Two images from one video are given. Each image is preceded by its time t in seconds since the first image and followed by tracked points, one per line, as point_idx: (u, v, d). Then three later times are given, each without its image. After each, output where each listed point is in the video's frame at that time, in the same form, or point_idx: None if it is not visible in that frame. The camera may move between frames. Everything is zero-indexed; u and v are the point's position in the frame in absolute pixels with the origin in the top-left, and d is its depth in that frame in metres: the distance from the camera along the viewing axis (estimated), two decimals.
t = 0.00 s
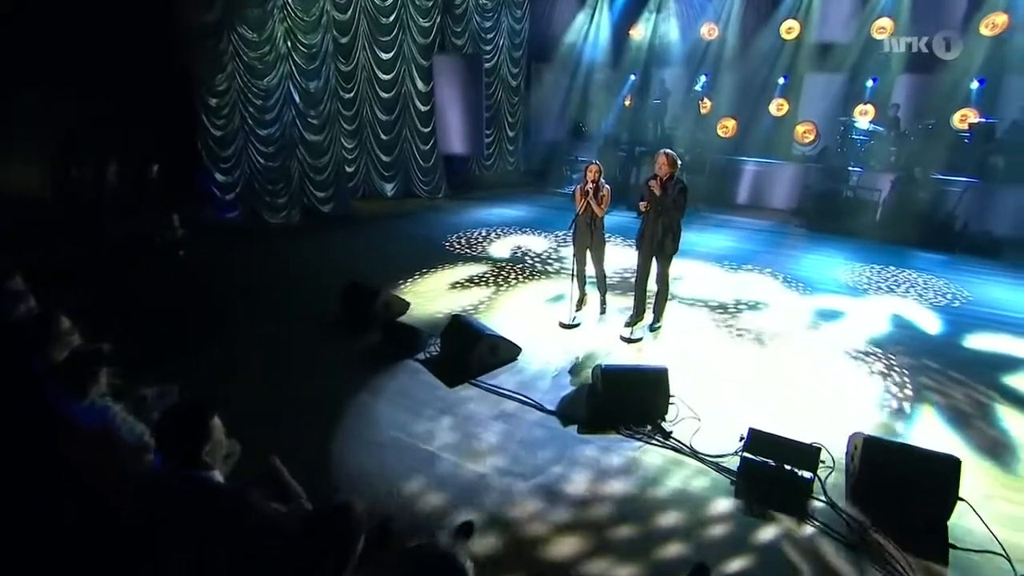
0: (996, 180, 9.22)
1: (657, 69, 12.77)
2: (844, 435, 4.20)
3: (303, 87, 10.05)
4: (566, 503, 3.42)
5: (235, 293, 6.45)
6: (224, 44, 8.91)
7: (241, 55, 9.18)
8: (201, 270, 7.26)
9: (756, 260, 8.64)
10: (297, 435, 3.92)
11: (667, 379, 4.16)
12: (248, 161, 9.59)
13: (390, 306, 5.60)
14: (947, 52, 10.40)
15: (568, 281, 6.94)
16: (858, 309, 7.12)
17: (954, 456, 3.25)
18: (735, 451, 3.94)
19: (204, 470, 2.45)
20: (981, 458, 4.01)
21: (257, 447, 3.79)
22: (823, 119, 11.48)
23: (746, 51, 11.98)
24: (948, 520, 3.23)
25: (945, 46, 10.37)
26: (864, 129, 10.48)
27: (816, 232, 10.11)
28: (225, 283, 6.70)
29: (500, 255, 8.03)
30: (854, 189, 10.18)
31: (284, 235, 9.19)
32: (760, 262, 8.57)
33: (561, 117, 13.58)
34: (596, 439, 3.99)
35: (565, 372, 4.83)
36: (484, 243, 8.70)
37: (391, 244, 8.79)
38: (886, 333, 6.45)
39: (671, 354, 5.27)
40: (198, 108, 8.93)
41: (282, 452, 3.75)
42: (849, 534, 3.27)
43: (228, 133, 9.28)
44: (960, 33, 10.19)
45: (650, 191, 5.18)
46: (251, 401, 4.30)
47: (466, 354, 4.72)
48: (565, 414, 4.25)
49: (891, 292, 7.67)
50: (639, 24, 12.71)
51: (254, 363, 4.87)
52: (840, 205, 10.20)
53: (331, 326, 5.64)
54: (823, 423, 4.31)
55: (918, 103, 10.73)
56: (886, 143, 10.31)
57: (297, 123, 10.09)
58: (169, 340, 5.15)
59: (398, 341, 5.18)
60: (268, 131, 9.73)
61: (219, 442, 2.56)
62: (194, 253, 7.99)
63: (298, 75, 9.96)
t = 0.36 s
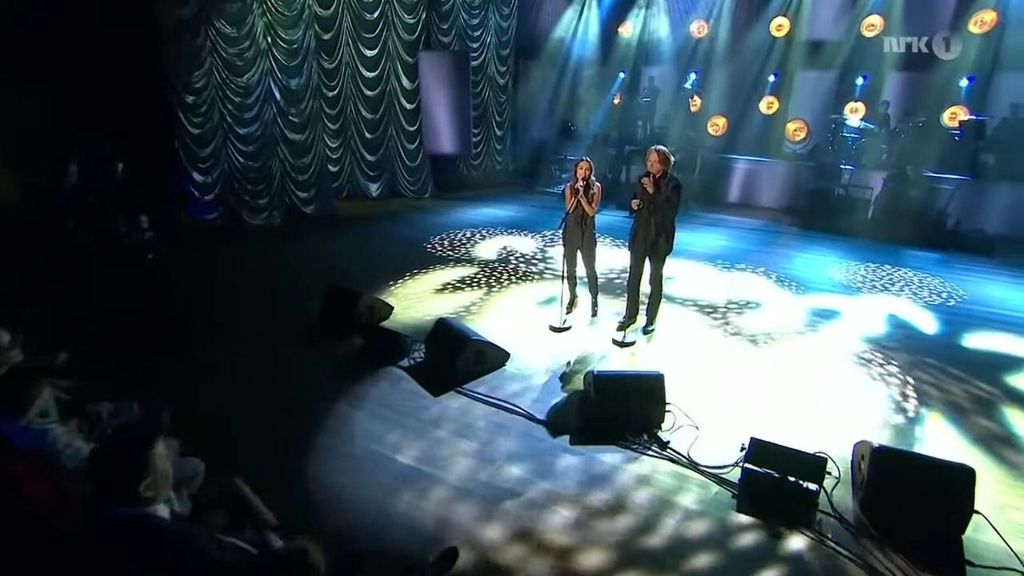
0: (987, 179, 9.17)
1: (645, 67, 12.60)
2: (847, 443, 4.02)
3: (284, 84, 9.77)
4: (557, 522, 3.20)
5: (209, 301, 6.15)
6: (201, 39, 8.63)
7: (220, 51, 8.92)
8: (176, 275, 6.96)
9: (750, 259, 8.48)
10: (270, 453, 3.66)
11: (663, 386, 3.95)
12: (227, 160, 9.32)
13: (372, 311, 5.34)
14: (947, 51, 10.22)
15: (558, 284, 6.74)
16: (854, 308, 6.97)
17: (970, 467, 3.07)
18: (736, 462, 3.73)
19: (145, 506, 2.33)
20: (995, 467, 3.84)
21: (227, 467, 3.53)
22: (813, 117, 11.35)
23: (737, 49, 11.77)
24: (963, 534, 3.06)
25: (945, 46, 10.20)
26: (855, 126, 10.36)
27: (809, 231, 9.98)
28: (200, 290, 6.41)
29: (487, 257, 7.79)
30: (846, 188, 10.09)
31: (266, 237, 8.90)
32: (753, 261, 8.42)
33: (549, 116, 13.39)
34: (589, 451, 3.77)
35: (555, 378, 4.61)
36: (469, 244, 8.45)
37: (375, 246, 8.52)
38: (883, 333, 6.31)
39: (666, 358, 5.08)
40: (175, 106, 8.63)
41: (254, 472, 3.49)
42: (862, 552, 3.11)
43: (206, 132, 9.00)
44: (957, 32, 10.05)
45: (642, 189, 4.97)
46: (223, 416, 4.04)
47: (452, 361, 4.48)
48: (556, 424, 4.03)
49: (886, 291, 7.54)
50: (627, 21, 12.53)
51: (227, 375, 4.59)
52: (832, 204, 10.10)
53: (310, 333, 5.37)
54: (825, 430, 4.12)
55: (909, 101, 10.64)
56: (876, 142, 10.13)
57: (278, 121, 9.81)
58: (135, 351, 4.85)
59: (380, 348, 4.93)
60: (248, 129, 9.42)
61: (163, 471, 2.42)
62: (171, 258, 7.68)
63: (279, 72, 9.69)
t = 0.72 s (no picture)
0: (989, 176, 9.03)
1: (641, 63, 12.33)
2: (858, 452, 3.82)
3: (273, 80, 9.54)
4: (552, 541, 2.98)
5: (192, 305, 5.93)
6: (186, 34, 8.40)
7: (206, 46, 8.68)
8: (159, 278, 6.75)
9: (750, 259, 8.29)
10: (249, 468, 3.46)
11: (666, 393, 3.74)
12: (215, 159, 9.09)
13: (361, 314, 5.12)
14: (947, 51, 10.03)
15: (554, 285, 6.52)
16: (858, 309, 6.78)
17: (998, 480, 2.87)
18: (744, 473, 3.53)
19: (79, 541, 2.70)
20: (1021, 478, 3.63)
21: (203, 483, 3.33)
22: (813, 114, 11.15)
23: (736, 46, 11.54)
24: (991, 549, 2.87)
25: (946, 45, 10.01)
26: (855, 124, 10.13)
27: (811, 230, 9.79)
28: (183, 293, 6.19)
29: (480, 257, 7.57)
30: (847, 186, 9.92)
31: (255, 238, 8.69)
32: (754, 261, 8.24)
33: (544, 114, 13.19)
34: (587, 462, 3.56)
35: (552, 383, 4.41)
36: (460, 245, 8.20)
37: (366, 246, 8.30)
38: (890, 334, 6.14)
39: (668, 362, 4.87)
40: (161, 103, 8.39)
41: (231, 489, 3.29)
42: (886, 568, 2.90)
43: (192, 130, 8.75)
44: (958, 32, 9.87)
45: (641, 186, 4.77)
46: (200, 428, 3.83)
47: (443, 366, 4.28)
48: (552, 432, 3.83)
49: (889, 291, 7.36)
50: (624, 18, 12.26)
51: (206, 384, 4.38)
52: (834, 202, 9.93)
53: (297, 337, 5.16)
54: (835, 438, 3.94)
55: (909, 98, 10.47)
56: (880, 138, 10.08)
57: (267, 119, 9.57)
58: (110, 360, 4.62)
59: (369, 353, 4.72)
60: (235, 127, 9.18)
61: (99, 504, 2.81)
62: (156, 260, 7.46)
63: (268, 68, 9.45)
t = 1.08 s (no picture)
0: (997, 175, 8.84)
1: (642, 61, 12.11)
2: (875, 464, 3.61)
3: (265, 76, 9.32)
4: (550, 561, 2.77)
5: (178, 307, 5.73)
6: (176, 28, 8.22)
7: (197, 41, 8.48)
8: (146, 279, 6.54)
9: (754, 258, 8.08)
10: (227, 482, 3.26)
11: (672, 398, 3.52)
12: (206, 157, 8.87)
13: (352, 315, 4.91)
14: (947, 52, 9.88)
15: (553, 286, 6.32)
16: (866, 310, 6.57)
17: None
18: (756, 485, 3.32)
19: None
20: None
21: (176, 500, 3.12)
22: (817, 111, 10.95)
23: (739, 42, 11.33)
24: None
25: (946, 45, 9.86)
26: (859, 121, 9.91)
27: (816, 230, 9.60)
28: (168, 295, 5.98)
29: (476, 258, 7.36)
30: (852, 184, 9.73)
31: (247, 238, 8.48)
32: (759, 260, 8.03)
33: (544, 112, 12.99)
34: (589, 474, 3.34)
35: (551, 388, 4.19)
36: (454, 246, 7.96)
37: (359, 246, 8.09)
38: (901, 335, 5.93)
39: (671, 367, 4.66)
40: (151, 100, 8.24)
41: (207, 505, 3.08)
42: None
43: (183, 127, 8.54)
44: (960, 32, 9.72)
45: (645, 181, 4.57)
46: (178, 439, 3.63)
47: (436, 371, 4.08)
48: (551, 441, 3.61)
49: (897, 291, 7.15)
50: (623, 15, 12.04)
51: (187, 391, 4.18)
52: (839, 200, 9.72)
53: (284, 340, 4.95)
54: (849, 447, 3.73)
55: (914, 95, 10.26)
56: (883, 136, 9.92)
57: (260, 116, 9.36)
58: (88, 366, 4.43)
59: (359, 357, 4.51)
60: (226, 123, 8.96)
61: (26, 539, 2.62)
62: (144, 260, 7.25)
63: (260, 63, 9.23)
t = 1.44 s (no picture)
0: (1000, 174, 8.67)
1: (639, 60, 11.93)
2: (890, 475, 3.40)
3: (255, 74, 9.10)
4: None
5: (157, 311, 5.50)
6: (163, 24, 8.01)
7: (184, 38, 8.27)
8: (126, 281, 6.31)
9: (755, 259, 7.89)
10: (197, 501, 3.03)
11: (675, 406, 3.31)
12: (194, 157, 8.66)
13: (340, 320, 4.67)
14: (946, 52, 9.75)
15: (549, 289, 6.10)
16: (870, 311, 6.37)
17: None
18: (765, 500, 3.11)
19: None
20: None
21: (142, 521, 2.89)
22: (817, 111, 10.80)
23: (739, 41, 11.15)
24: None
25: (945, 46, 9.73)
26: (859, 121, 9.69)
27: (816, 230, 9.43)
28: (148, 299, 5.75)
29: (470, 260, 7.15)
30: (852, 184, 9.56)
31: (235, 238, 8.28)
32: (760, 261, 7.83)
33: (540, 112, 12.81)
34: (587, 489, 3.13)
35: (547, 395, 3.97)
36: (446, 248, 7.74)
37: (350, 247, 7.89)
38: (909, 338, 5.73)
39: (674, 373, 4.45)
40: (136, 97, 8.03)
41: (173, 526, 2.85)
42: None
43: (170, 126, 8.33)
44: (960, 32, 9.59)
45: (645, 177, 4.36)
46: (147, 453, 3.40)
47: (425, 378, 3.85)
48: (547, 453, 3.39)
49: (902, 292, 6.95)
50: (620, 14, 11.87)
51: (162, 399, 3.96)
52: (840, 201, 9.53)
53: (267, 346, 4.72)
54: (862, 457, 3.53)
55: (915, 94, 10.11)
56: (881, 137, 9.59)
57: (249, 114, 9.14)
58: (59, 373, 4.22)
59: (345, 364, 4.27)
60: (214, 122, 8.73)
61: None
62: (126, 262, 7.02)
63: (249, 60, 9.01)
